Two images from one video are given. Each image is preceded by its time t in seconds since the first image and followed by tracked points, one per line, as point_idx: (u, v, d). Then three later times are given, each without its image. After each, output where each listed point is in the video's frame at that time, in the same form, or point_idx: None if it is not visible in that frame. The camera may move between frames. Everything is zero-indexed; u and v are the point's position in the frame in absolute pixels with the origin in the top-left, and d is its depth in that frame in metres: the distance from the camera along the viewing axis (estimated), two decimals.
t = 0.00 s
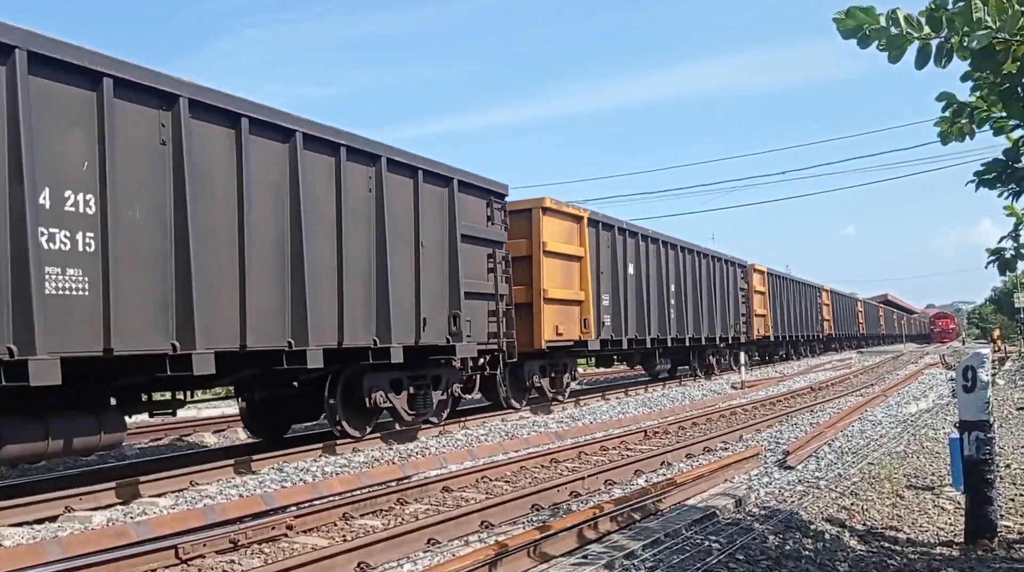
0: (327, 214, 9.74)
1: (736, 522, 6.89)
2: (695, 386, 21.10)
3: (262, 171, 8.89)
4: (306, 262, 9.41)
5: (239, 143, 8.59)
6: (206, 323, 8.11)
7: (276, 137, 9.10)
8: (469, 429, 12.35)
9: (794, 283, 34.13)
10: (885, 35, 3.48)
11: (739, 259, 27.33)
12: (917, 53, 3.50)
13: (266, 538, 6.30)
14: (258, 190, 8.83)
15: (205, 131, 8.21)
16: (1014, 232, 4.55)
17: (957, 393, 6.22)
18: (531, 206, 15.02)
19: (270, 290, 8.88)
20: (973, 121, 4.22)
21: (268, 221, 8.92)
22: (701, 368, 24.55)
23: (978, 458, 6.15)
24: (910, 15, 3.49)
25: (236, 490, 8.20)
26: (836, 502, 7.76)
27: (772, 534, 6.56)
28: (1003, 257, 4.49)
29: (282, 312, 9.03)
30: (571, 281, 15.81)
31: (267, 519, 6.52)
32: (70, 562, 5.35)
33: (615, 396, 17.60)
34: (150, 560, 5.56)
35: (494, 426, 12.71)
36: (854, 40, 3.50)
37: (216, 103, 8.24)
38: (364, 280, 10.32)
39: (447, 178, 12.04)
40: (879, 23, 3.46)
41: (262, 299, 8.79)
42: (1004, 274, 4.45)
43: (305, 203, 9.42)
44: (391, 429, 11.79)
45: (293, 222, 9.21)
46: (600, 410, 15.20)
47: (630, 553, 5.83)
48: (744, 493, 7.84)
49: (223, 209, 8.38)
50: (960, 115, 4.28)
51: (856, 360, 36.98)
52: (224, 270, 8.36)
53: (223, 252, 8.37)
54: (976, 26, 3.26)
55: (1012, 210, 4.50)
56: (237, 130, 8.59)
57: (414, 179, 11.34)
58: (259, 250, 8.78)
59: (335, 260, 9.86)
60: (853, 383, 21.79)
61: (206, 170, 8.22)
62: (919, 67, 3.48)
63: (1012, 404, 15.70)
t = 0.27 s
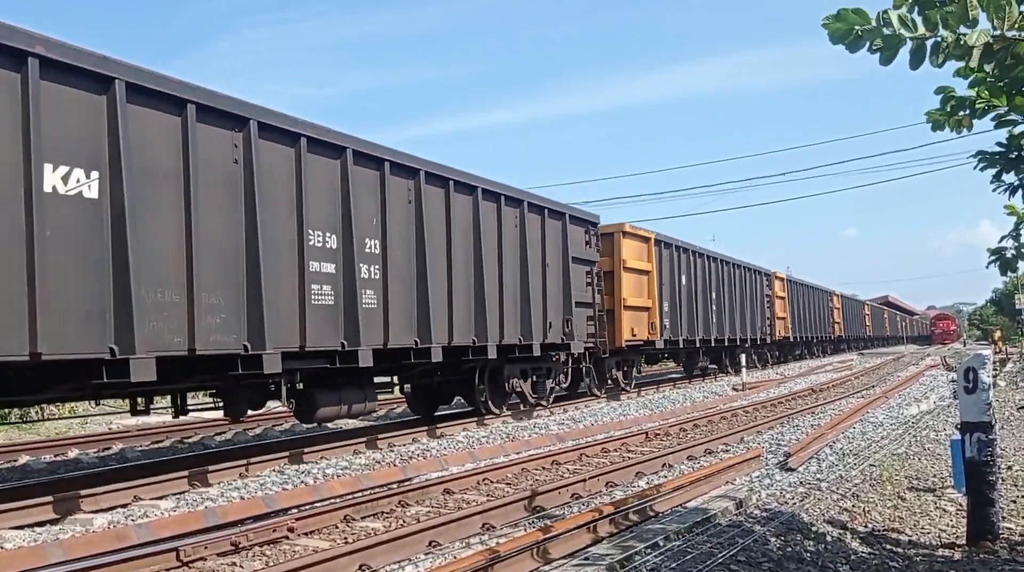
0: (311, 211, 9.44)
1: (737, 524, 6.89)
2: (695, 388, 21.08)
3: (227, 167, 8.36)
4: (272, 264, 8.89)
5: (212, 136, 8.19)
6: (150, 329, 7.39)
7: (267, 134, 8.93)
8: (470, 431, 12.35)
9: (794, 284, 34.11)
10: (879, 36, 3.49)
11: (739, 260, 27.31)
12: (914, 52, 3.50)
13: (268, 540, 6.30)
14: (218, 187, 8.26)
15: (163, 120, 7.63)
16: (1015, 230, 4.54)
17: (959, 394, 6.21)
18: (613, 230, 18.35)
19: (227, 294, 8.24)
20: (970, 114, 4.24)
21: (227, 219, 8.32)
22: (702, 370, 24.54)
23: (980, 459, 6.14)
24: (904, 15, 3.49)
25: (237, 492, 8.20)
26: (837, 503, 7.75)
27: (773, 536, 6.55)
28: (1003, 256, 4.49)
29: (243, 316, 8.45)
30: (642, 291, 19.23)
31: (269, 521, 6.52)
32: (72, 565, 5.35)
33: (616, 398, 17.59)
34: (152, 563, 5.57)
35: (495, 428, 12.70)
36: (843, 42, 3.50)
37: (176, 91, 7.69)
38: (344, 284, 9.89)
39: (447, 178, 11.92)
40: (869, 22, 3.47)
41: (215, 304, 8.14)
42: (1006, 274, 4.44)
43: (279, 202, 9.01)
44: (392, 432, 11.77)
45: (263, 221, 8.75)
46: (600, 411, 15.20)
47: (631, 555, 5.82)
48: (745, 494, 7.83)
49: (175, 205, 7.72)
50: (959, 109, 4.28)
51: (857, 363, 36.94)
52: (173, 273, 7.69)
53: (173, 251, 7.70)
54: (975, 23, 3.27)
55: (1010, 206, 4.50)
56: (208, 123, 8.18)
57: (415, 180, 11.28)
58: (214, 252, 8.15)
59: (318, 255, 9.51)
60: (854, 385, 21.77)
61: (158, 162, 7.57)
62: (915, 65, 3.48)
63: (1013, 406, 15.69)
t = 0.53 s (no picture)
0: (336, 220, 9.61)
1: (736, 521, 6.89)
2: (694, 386, 21.10)
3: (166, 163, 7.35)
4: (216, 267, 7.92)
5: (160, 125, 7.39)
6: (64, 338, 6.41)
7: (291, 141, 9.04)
8: (469, 429, 12.35)
9: (794, 281, 34.14)
10: (872, 35, 3.52)
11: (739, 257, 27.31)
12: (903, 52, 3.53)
13: (266, 538, 6.30)
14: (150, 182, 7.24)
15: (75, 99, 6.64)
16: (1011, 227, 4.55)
17: (957, 392, 6.22)
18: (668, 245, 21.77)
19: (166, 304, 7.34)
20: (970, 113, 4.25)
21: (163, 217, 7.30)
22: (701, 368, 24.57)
23: (979, 457, 6.14)
24: (897, 14, 3.50)
25: (236, 491, 8.19)
26: (835, 501, 7.76)
27: (772, 534, 6.56)
28: (999, 251, 4.49)
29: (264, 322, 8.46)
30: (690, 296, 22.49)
31: (267, 519, 6.52)
32: (70, 564, 5.35)
33: (615, 396, 17.60)
34: (151, 561, 5.57)
35: (493, 426, 12.71)
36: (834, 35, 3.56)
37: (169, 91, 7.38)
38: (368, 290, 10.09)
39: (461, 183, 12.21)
40: (858, 21, 3.50)
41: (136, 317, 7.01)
42: (1001, 269, 4.45)
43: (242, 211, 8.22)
44: (390, 430, 11.77)
45: (204, 216, 7.82)
46: (599, 409, 15.21)
47: (630, 553, 5.82)
48: (744, 492, 7.83)
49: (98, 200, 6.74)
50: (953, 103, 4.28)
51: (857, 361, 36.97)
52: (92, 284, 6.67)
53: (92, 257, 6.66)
54: (967, 25, 3.27)
55: (1009, 204, 4.50)
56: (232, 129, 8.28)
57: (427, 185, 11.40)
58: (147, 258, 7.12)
59: (332, 258, 9.53)
60: (853, 383, 21.80)
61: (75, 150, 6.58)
62: (905, 65, 3.53)
63: (1011, 404, 15.71)
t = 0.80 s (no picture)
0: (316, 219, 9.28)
1: (738, 522, 6.89)
2: (695, 386, 21.09)
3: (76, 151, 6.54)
4: (147, 273, 7.10)
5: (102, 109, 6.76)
6: None
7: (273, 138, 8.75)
8: (470, 430, 12.35)
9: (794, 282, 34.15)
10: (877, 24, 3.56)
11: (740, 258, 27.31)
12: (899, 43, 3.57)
13: (268, 540, 6.29)
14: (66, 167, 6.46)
15: None
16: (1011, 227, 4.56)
17: (959, 393, 6.22)
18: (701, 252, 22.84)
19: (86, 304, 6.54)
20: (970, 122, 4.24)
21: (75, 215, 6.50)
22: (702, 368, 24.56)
23: (981, 457, 6.13)
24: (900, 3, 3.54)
25: (237, 492, 8.19)
26: (837, 502, 7.75)
27: (774, 535, 6.55)
28: (999, 251, 4.49)
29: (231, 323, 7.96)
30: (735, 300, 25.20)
31: (268, 520, 6.52)
32: (71, 565, 5.34)
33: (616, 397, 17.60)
34: (152, 562, 5.57)
35: (494, 427, 12.71)
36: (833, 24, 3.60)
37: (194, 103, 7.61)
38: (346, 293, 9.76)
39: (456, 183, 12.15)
40: (862, 9, 3.55)
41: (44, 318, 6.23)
42: (1001, 268, 4.44)
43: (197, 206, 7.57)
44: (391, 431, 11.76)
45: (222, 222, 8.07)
46: (600, 410, 15.22)
47: (631, 554, 5.81)
48: (746, 493, 7.83)
49: None
50: (951, 114, 4.30)
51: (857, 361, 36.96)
52: None
53: None
54: (968, 17, 3.30)
55: (1008, 204, 4.51)
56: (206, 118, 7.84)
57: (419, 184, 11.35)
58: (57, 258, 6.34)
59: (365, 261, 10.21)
60: (854, 383, 21.79)
61: None
62: (905, 57, 3.56)
63: (1013, 404, 15.71)
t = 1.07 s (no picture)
0: (353, 222, 10.14)
1: (737, 522, 6.89)
2: (695, 386, 21.09)
3: (151, 169, 7.62)
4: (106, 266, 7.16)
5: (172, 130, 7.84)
6: (31, 328, 6.46)
7: (314, 148, 9.69)
8: (470, 430, 12.35)
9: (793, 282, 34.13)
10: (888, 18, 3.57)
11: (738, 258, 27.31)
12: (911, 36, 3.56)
13: (267, 540, 6.29)
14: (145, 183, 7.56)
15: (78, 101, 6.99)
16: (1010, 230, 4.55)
17: (958, 393, 6.22)
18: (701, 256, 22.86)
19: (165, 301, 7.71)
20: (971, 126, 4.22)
21: (150, 228, 7.57)
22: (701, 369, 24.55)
23: (980, 457, 6.13)
24: None
25: (236, 492, 8.19)
26: (837, 502, 7.74)
27: (773, 535, 6.55)
28: (999, 254, 4.49)
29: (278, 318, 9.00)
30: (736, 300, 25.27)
31: (267, 521, 6.52)
32: (71, 565, 5.34)
33: (616, 397, 17.58)
34: (152, 562, 5.57)
35: (494, 427, 12.71)
36: (849, 16, 3.61)
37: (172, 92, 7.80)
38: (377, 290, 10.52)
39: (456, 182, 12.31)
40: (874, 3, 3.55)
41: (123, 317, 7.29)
42: (1001, 272, 4.44)
43: (268, 214, 8.89)
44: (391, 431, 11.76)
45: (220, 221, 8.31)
46: (600, 410, 15.21)
47: (631, 555, 5.81)
48: (745, 493, 7.82)
49: (19, 190, 6.48)
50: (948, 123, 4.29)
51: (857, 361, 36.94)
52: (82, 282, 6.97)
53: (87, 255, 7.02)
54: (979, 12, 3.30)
55: (1008, 207, 4.50)
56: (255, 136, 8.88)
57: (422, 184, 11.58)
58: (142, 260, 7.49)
59: (371, 261, 10.44)
60: (854, 383, 21.79)
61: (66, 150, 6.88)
62: (915, 52, 3.56)
63: (1012, 404, 15.71)
